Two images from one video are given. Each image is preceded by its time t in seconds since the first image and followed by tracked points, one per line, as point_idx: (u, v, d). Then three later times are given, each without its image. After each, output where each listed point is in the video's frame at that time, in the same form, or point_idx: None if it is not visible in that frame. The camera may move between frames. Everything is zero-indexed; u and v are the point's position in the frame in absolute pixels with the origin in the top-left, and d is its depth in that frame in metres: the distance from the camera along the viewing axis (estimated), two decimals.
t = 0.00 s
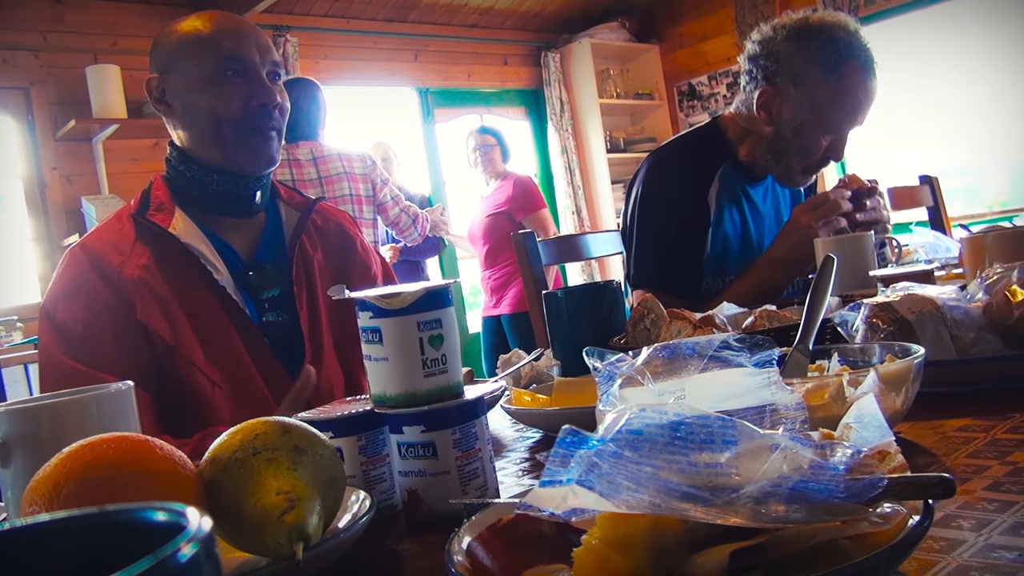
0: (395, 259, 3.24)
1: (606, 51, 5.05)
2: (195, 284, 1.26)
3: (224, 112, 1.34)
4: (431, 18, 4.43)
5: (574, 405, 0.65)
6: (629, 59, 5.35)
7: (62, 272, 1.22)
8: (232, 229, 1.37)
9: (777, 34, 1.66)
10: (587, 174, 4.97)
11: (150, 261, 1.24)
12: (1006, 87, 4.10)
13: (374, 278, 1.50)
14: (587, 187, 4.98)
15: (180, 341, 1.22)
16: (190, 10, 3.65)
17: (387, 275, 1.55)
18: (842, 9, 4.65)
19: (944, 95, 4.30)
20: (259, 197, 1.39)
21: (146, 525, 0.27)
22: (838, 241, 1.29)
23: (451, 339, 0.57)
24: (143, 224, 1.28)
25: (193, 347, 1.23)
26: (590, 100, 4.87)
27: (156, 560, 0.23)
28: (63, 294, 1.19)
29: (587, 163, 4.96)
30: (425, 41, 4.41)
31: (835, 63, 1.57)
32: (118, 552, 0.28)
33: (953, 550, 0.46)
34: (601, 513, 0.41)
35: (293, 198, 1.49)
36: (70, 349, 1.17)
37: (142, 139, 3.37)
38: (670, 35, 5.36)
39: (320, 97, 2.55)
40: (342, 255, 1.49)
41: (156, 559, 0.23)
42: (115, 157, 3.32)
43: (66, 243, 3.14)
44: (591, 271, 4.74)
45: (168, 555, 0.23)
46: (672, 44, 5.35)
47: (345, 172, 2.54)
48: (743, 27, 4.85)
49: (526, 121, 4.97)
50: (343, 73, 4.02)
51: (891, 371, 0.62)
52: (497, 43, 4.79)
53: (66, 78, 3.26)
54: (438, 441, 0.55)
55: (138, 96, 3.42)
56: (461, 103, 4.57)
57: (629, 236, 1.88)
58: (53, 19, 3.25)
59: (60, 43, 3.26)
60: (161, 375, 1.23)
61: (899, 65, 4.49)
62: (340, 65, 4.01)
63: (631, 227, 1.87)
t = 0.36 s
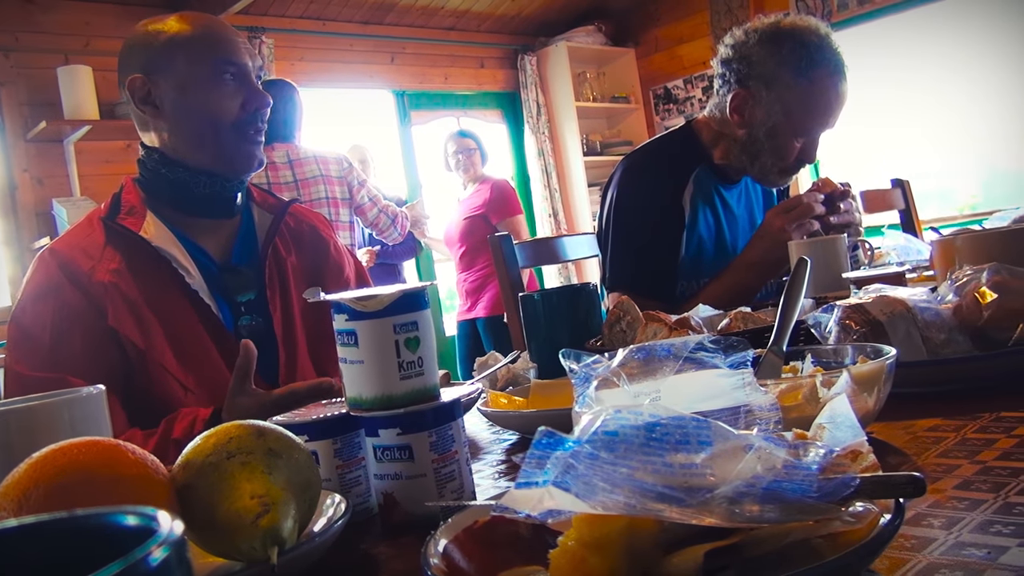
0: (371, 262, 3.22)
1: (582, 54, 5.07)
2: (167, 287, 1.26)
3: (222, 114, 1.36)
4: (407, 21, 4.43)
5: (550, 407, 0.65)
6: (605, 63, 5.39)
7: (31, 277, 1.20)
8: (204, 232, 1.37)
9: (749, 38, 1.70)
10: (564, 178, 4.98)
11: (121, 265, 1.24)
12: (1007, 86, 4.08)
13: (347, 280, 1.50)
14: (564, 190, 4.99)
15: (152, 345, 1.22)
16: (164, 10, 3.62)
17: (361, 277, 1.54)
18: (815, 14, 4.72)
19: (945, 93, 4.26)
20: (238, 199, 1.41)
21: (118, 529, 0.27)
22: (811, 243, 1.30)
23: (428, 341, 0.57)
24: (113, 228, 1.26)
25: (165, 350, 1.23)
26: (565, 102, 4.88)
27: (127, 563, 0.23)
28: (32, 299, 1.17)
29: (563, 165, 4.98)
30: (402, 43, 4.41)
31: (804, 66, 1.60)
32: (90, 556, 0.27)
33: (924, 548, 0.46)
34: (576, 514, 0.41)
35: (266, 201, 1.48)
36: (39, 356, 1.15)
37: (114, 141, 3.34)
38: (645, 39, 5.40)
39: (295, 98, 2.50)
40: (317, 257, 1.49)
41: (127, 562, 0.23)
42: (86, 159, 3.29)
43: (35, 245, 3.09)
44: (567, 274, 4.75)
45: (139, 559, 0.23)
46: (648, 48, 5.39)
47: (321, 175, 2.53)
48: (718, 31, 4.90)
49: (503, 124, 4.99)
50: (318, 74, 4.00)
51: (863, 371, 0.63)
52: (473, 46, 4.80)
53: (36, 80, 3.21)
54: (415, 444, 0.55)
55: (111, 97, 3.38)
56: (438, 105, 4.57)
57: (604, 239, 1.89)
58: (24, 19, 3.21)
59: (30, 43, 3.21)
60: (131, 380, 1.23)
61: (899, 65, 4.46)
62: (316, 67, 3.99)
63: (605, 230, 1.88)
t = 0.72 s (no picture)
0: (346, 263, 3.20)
1: (559, 56, 5.08)
2: (144, 288, 1.26)
3: (198, 114, 1.35)
4: (383, 21, 4.42)
5: (526, 407, 0.66)
6: (581, 64, 5.41)
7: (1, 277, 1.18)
8: (179, 234, 1.35)
9: (723, 40, 1.71)
10: (541, 179, 4.99)
11: (94, 266, 1.22)
12: (1007, 85, 4.14)
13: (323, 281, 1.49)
14: (541, 190, 5.01)
15: (125, 347, 1.22)
16: (138, 9, 3.58)
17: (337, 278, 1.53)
18: (789, 18, 4.75)
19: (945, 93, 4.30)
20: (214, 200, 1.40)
21: (88, 530, 0.27)
22: (786, 244, 1.32)
23: (404, 341, 0.56)
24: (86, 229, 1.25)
25: (139, 353, 1.23)
26: (542, 103, 4.90)
27: (98, 565, 0.22)
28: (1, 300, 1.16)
29: (540, 166, 4.99)
30: (378, 44, 4.40)
31: (778, 67, 1.62)
32: (60, 558, 0.27)
33: (895, 544, 0.47)
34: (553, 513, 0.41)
35: (242, 202, 1.47)
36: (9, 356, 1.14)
37: (85, 141, 3.30)
38: (621, 41, 5.43)
39: (272, 98, 2.51)
40: (293, 259, 1.48)
41: (97, 563, 0.23)
42: (58, 158, 3.24)
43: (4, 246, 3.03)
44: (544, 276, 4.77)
45: (110, 560, 0.23)
46: (624, 49, 5.42)
47: (296, 175, 2.52)
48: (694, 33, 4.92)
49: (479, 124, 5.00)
50: (294, 75, 3.98)
51: (836, 370, 0.64)
52: (449, 47, 4.79)
53: (6, 78, 3.15)
54: (391, 445, 0.55)
55: (83, 97, 3.33)
56: (412, 107, 4.56)
57: (581, 241, 1.89)
58: None
59: None
60: (104, 382, 1.22)
61: (897, 64, 4.45)
62: (291, 67, 3.96)
63: (582, 232, 1.89)
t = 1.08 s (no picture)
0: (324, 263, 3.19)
1: (538, 57, 5.08)
2: (117, 293, 1.25)
3: (122, 118, 1.32)
4: (361, 20, 4.40)
5: (505, 408, 0.66)
6: (559, 66, 5.43)
7: None
8: (153, 234, 1.34)
9: (701, 42, 1.72)
10: (519, 179, 5.00)
11: (63, 267, 1.23)
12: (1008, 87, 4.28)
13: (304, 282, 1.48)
14: (519, 191, 5.01)
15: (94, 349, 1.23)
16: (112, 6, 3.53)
17: (316, 279, 1.52)
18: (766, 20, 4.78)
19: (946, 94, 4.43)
20: (181, 201, 1.36)
21: (59, 532, 0.27)
22: (762, 244, 1.33)
23: (382, 341, 0.56)
24: (58, 229, 1.24)
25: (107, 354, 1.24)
26: (520, 104, 4.89)
27: (71, 566, 0.22)
28: None
29: (518, 167, 4.99)
30: (356, 43, 4.38)
31: (757, 69, 1.62)
32: (28, 559, 0.27)
33: (869, 541, 0.48)
34: (532, 513, 0.41)
35: (220, 202, 1.46)
36: None
37: (58, 139, 3.25)
38: (599, 43, 5.46)
39: (248, 97, 2.53)
40: (273, 259, 1.47)
41: (70, 565, 0.22)
42: (29, 157, 3.18)
43: None
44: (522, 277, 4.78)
45: (83, 561, 0.23)
46: (602, 51, 5.44)
47: (273, 175, 2.50)
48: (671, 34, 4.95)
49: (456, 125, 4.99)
50: (272, 74, 3.95)
51: (812, 369, 0.65)
52: (428, 47, 4.79)
53: None
54: (368, 445, 0.54)
55: (55, 95, 3.27)
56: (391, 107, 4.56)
57: (560, 241, 1.90)
58: None
59: None
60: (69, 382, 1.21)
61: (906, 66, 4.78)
62: (269, 66, 3.93)
63: (560, 232, 1.89)
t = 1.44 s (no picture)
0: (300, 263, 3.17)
1: (514, 56, 5.08)
2: (79, 288, 1.23)
3: (87, 116, 1.30)
4: (336, 18, 4.38)
5: (481, 406, 0.66)
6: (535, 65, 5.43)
7: None
8: (125, 233, 1.32)
9: (676, 42, 1.74)
10: (494, 178, 5.00)
11: (26, 266, 1.21)
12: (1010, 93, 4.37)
13: (280, 281, 1.47)
14: (495, 190, 5.01)
15: (57, 348, 1.21)
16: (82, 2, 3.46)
17: (292, 278, 1.51)
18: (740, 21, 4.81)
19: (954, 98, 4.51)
20: (150, 199, 1.34)
21: (23, 533, 0.26)
22: (736, 244, 1.34)
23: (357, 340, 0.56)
24: (24, 228, 1.23)
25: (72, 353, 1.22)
26: (496, 103, 4.88)
27: (37, 568, 0.22)
28: None
29: (494, 166, 4.99)
30: (331, 41, 4.35)
31: (731, 70, 1.65)
32: None
33: (840, 537, 0.48)
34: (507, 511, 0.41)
35: (193, 201, 1.45)
36: None
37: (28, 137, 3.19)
38: (576, 42, 5.47)
39: (221, 97, 2.49)
40: (247, 258, 1.46)
41: (36, 567, 0.22)
42: None
43: None
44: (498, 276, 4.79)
45: (49, 564, 0.23)
46: (579, 50, 5.46)
47: (247, 174, 2.48)
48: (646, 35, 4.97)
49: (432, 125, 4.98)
50: (246, 72, 3.91)
51: (785, 367, 0.66)
52: (404, 45, 4.77)
53: None
54: (343, 445, 0.54)
55: (24, 92, 3.21)
56: (367, 105, 4.54)
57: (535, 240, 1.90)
58: None
59: None
60: (32, 381, 1.20)
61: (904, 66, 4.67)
62: (243, 64, 3.89)
63: (535, 230, 1.89)
